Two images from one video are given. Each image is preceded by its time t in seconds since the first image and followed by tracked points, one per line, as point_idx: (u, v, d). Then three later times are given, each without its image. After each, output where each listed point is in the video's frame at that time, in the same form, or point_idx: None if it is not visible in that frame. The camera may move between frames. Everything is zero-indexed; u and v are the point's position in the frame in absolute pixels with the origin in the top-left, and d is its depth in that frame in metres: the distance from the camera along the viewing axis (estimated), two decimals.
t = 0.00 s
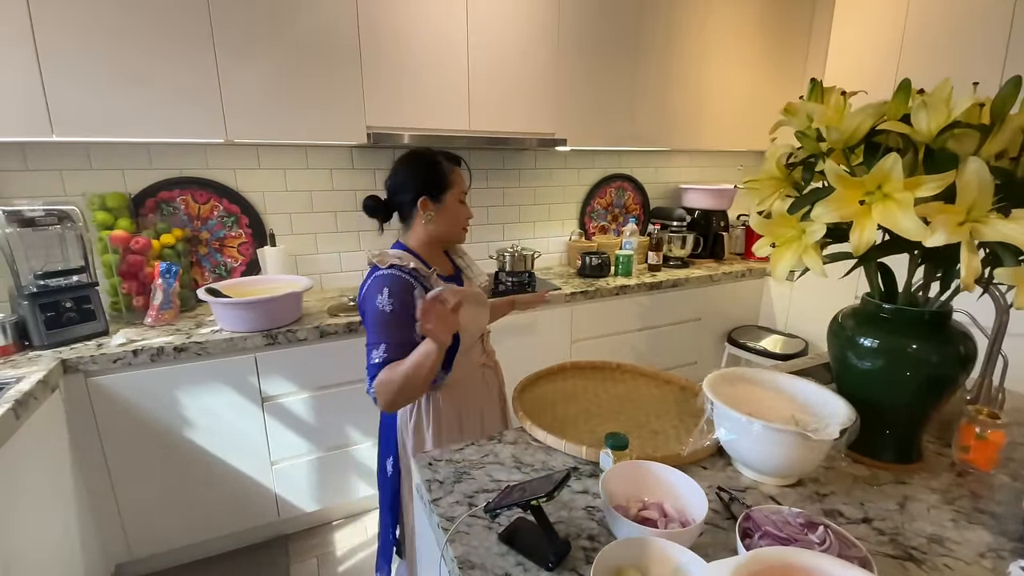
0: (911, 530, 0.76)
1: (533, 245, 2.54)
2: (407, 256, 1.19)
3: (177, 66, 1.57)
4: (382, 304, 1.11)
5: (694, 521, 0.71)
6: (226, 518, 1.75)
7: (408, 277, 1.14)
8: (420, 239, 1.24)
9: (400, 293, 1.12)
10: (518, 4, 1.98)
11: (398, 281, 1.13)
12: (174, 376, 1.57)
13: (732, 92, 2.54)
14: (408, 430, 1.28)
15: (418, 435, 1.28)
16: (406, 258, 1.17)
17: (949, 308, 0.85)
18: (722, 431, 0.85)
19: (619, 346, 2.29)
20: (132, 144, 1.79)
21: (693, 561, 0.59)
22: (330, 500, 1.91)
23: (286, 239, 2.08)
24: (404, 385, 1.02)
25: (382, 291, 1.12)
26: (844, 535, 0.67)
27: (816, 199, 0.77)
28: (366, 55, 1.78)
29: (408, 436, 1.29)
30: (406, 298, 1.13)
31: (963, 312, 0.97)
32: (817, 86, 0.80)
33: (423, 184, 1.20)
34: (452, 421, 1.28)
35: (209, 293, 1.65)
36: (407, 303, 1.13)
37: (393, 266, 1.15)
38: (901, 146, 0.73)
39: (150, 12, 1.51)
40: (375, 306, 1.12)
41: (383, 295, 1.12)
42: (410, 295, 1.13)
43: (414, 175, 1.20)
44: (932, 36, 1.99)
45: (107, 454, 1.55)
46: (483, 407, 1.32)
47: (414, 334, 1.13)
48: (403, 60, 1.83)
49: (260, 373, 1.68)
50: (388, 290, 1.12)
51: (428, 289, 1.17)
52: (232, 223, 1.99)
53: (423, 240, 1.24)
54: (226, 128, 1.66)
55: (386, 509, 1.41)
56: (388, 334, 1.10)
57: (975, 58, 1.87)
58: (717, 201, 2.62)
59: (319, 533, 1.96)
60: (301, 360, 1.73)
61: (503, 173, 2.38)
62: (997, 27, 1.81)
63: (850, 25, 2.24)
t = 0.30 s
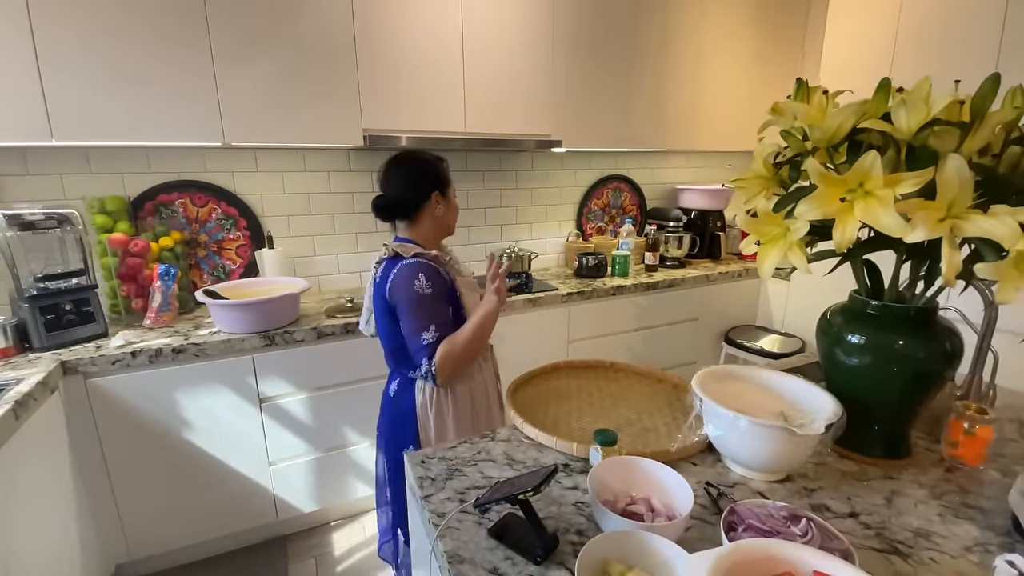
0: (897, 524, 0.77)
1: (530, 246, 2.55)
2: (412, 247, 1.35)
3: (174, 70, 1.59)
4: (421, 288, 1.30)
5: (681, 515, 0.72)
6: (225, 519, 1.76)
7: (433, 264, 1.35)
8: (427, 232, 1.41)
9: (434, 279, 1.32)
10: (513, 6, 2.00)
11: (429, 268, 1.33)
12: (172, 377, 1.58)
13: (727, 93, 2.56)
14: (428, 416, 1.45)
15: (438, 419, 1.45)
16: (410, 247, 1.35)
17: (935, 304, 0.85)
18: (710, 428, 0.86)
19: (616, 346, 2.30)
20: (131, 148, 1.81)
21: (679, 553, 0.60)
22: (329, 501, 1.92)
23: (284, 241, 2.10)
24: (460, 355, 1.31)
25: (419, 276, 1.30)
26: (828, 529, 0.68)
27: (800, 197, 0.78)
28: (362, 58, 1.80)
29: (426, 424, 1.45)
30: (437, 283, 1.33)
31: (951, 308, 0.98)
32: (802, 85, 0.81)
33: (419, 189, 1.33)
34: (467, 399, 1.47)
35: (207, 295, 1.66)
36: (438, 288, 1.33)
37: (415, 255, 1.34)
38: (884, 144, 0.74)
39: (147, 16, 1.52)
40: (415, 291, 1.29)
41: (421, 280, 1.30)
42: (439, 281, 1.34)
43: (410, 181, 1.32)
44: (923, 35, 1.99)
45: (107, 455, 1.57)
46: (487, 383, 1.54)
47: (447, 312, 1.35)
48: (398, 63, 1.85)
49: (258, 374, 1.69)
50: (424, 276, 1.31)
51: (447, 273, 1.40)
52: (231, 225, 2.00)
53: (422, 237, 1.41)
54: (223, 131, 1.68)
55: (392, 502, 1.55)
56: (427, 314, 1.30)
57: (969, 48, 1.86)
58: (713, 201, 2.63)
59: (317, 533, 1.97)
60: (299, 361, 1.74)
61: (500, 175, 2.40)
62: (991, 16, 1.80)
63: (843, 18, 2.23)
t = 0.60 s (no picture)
0: (890, 524, 0.78)
1: (529, 249, 2.57)
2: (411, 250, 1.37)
3: (175, 77, 1.60)
4: (430, 289, 1.31)
5: (675, 515, 0.73)
6: (226, 523, 1.77)
7: (437, 266, 1.36)
8: (426, 238, 1.43)
9: (441, 281, 1.34)
10: (510, 12, 2.02)
11: (435, 270, 1.34)
12: (173, 382, 1.59)
13: (723, 97, 2.58)
14: (434, 410, 1.46)
15: (443, 413, 1.46)
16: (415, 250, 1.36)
17: (926, 306, 0.87)
18: (705, 429, 0.87)
19: (615, 349, 2.31)
20: (133, 155, 1.83)
21: (672, 553, 0.61)
22: (329, 505, 1.93)
23: (285, 246, 2.11)
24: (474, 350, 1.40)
25: (427, 279, 1.31)
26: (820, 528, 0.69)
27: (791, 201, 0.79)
28: (361, 65, 1.82)
29: (432, 418, 1.46)
30: (444, 285, 1.35)
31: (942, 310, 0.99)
32: (793, 91, 0.82)
33: (420, 197, 1.35)
34: (468, 396, 1.50)
35: (207, 300, 1.67)
36: (445, 289, 1.35)
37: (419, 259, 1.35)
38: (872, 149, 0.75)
39: (148, 24, 1.54)
40: (425, 292, 1.30)
41: (430, 282, 1.31)
42: (444, 281, 1.35)
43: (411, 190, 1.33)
44: (917, 39, 2.00)
45: (108, 459, 1.57)
46: (486, 380, 1.58)
47: (453, 312, 1.37)
48: (397, 69, 1.87)
49: (258, 379, 1.70)
50: (433, 278, 1.32)
51: (449, 274, 1.42)
52: (231, 231, 2.02)
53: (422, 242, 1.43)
54: (224, 138, 1.69)
55: (391, 501, 1.56)
56: (438, 316, 1.32)
57: (964, 49, 1.86)
58: (711, 205, 2.64)
59: (318, 537, 1.98)
60: (299, 366, 1.75)
61: (498, 179, 2.41)
62: (986, 17, 1.80)
63: (837, 22, 2.25)
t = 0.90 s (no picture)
0: (885, 526, 0.78)
1: (528, 254, 2.58)
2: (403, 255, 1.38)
3: (177, 84, 1.62)
4: (409, 296, 1.32)
5: (671, 517, 0.73)
6: (226, 527, 1.77)
7: (419, 272, 1.37)
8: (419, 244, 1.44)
9: (421, 286, 1.34)
10: (509, 19, 2.03)
11: (416, 276, 1.35)
12: (175, 387, 1.60)
13: (720, 102, 2.60)
14: (414, 412, 1.48)
15: (423, 415, 1.48)
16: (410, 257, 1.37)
17: (920, 309, 0.87)
18: (701, 432, 0.88)
19: (615, 353, 2.32)
20: (135, 162, 1.84)
21: (667, 554, 0.62)
22: (329, 509, 1.93)
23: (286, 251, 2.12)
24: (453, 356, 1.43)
25: (407, 284, 1.32)
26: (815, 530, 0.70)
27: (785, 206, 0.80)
28: (362, 72, 1.83)
29: (412, 419, 1.48)
30: (423, 291, 1.35)
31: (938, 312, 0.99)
32: (787, 98, 0.83)
33: (410, 204, 1.37)
34: (451, 401, 1.51)
35: (208, 305, 1.68)
36: (424, 295, 1.35)
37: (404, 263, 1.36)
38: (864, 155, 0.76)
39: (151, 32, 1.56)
40: (403, 297, 1.31)
41: (409, 288, 1.32)
42: (425, 287, 1.36)
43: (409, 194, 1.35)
44: (913, 44, 2.02)
45: (109, 464, 1.58)
46: (472, 387, 1.58)
47: (432, 318, 1.37)
48: (397, 76, 1.88)
49: (258, 384, 1.71)
50: (411, 284, 1.33)
51: (433, 280, 1.42)
52: (232, 236, 2.03)
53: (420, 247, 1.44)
54: (225, 144, 1.71)
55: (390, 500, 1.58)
56: (415, 321, 1.33)
57: (959, 55, 1.88)
58: (709, 209, 2.66)
59: (318, 542, 1.99)
60: (299, 370, 1.76)
61: (498, 184, 2.43)
62: (980, 22, 1.82)
63: (834, 28, 2.27)
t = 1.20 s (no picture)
0: (881, 531, 0.78)
1: (527, 258, 2.59)
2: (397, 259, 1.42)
3: (178, 90, 1.63)
4: (380, 297, 1.34)
5: (665, 523, 0.74)
6: (225, 532, 1.77)
7: (399, 275, 1.38)
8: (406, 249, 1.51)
9: (395, 289, 1.36)
10: (507, 23, 2.04)
11: (393, 279, 1.36)
12: (174, 391, 1.60)
13: (718, 106, 2.61)
14: (397, 415, 1.52)
15: (404, 418, 1.52)
16: (399, 260, 1.41)
17: (915, 314, 0.88)
18: (697, 438, 0.88)
19: (614, 357, 2.32)
20: (136, 167, 1.85)
21: (660, 558, 0.62)
22: (328, 514, 1.93)
23: (285, 256, 2.13)
24: (411, 366, 1.39)
25: (380, 286, 1.35)
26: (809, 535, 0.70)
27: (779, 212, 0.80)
28: (362, 77, 1.84)
29: (393, 416, 1.53)
30: (397, 294, 1.36)
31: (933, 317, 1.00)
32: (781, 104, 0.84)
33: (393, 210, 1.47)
34: (431, 406, 1.53)
35: (207, 309, 1.69)
36: (397, 298, 1.36)
37: (386, 266, 1.39)
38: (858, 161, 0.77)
39: (152, 39, 1.57)
40: (372, 297, 1.34)
41: (380, 290, 1.35)
42: (400, 291, 1.37)
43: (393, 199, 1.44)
44: (911, 48, 2.02)
45: (108, 468, 1.58)
46: (456, 394, 1.58)
47: (400, 323, 1.37)
48: (396, 81, 1.90)
49: (258, 388, 1.71)
50: (382, 286, 1.35)
51: (416, 286, 1.42)
52: (232, 241, 2.04)
53: (413, 253, 1.48)
54: (226, 149, 1.72)
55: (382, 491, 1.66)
56: (380, 322, 1.34)
57: (956, 59, 1.89)
58: (708, 213, 2.66)
59: (317, 546, 1.99)
60: (298, 374, 1.77)
61: (497, 189, 2.43)
62: (977, 26, 1.82)
63: (832, 32, 2.27)
